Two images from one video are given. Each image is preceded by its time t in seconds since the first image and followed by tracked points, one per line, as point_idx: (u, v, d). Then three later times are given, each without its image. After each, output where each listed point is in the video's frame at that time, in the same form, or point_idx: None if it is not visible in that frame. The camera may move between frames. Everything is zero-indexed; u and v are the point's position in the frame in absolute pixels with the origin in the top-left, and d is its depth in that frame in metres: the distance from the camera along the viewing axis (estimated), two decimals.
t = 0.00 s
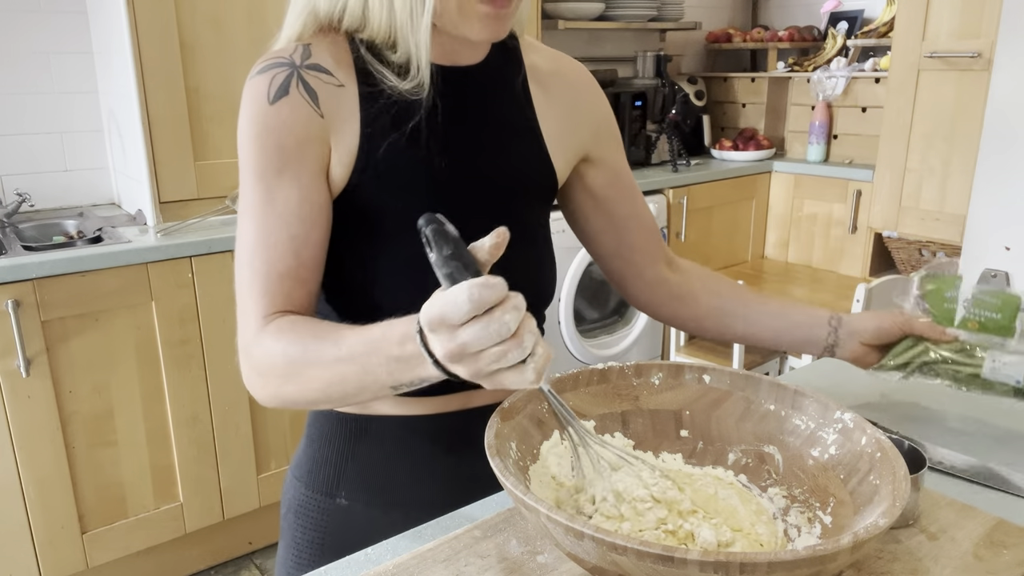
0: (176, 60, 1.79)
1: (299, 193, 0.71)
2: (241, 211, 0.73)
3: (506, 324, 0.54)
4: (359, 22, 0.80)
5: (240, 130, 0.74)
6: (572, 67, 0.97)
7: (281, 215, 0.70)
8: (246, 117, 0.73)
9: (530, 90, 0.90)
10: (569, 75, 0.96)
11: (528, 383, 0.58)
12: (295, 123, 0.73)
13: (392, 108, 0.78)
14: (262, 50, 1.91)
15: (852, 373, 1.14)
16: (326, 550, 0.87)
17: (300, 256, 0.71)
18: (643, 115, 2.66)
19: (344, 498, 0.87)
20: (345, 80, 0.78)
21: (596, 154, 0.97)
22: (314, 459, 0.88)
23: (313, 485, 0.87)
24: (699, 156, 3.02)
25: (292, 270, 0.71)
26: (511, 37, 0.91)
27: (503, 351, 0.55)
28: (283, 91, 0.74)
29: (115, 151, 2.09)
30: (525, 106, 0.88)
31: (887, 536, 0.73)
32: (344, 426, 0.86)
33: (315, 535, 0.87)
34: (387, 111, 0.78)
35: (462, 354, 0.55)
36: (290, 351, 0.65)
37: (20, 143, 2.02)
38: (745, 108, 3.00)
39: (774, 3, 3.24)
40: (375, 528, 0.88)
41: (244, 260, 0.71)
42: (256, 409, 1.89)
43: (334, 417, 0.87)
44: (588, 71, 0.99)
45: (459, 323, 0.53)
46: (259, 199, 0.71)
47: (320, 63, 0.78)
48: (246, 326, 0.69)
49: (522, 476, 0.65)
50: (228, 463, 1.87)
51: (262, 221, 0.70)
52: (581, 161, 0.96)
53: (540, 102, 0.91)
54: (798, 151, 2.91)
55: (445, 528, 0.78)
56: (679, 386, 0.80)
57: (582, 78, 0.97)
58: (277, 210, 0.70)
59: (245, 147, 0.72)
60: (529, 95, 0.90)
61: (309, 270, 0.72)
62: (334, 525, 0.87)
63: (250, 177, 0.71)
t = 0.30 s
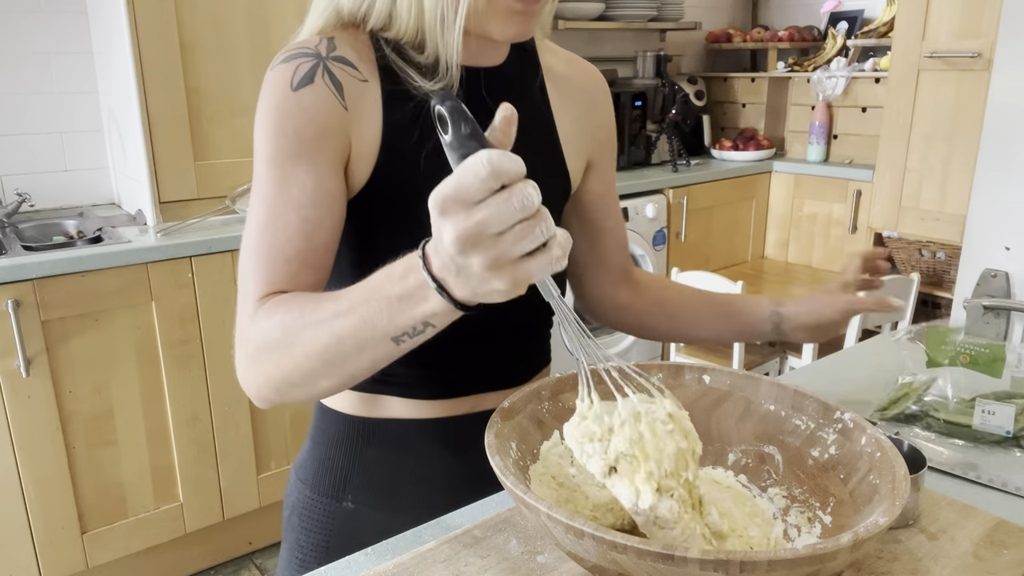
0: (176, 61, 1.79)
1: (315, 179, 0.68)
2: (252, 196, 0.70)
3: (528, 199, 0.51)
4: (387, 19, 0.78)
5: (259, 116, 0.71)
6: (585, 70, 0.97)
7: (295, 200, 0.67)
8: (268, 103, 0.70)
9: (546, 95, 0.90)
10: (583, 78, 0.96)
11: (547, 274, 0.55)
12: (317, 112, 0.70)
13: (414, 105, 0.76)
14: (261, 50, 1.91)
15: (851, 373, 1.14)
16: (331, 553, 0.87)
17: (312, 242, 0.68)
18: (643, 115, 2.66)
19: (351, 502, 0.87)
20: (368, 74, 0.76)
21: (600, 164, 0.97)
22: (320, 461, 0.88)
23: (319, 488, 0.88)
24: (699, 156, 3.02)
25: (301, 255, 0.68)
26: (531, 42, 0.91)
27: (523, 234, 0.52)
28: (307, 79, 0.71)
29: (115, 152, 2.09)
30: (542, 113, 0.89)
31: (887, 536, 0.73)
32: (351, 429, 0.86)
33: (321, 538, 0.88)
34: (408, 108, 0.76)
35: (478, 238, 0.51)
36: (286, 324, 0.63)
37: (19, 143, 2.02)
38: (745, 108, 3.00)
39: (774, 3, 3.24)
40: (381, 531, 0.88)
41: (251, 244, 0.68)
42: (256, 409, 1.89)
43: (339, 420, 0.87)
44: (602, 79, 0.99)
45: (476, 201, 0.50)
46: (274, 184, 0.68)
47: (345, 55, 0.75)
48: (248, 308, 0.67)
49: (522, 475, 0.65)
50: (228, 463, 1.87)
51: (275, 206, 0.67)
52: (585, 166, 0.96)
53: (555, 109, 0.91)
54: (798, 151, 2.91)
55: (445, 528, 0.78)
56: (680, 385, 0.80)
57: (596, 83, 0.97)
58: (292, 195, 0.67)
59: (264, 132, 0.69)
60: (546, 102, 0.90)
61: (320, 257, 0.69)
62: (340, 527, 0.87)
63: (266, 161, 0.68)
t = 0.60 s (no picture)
0: (176, 61, 1.79)
1: (328, 181, 0.67)
2: (264, 197, 0.68)
3: (545, 209, 0.48)
4: (402, 19, 0.78)
5: (271, 114, 0.69)
6: (594, 68, 0.97)
7: (310, 202, 0.66)
8: (281, 101, 0.69)
9: (554, 95, 0.90)
10: (592, 77, 0.96)
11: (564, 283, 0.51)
12: (333, 111, 0.69)
13: (429, 108, 0.77)
14: (261, 50, 1.91)
15: (852, 373, 1.14)
16: (341, 555, 0.87)
17: (325, 245, 0.67)
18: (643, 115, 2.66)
19: (366, 503, 0.87)
20: (383, 73, 0.75)
21: (601, 165, 0.97)
22: (332, 464, 0.88)
23: (330, 491, 0.88)
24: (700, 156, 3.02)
25: (315, 259, 0.66)
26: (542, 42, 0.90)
27: (544, 244, 0.48)
28: (322, 77, 0.70)
29: (115, 151, 2.09)
30: (553, 115, 0.89)
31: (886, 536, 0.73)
32: (365, 430, 0.86)
33: (335, 540, 0.88)
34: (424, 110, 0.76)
35: (497, 255, 0.47)
36: (299, 337, 0.61)
37: (19, 142, 2.02)
38: (745, 108, 3.00)
39: (774, 3, 3.24)
40: (392, 532, 0.88)
41: (263, 246, 0.66)
42: (256, 409, 1.89)
43: (353, 424, 0.87)
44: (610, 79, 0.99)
45: (492, 217, 0.46)
46: (288, 184, 0.66)
47: (359, 53, 0.75)
48: (259, 315, 0.65)
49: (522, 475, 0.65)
50: (228, 463, 1.87)
51: (289, 207, 0.66)
52: (587, 165, 0.96)
53: (563, 110, 0.92)
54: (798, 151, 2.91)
55: (448, 528, 0.78)
56: (680, 384, 0.79)
57: (605, 83, 0.97)
58: (305, 196, 0.66)
59: (277, 130, 0.68)
60: (555, 102, 0.90)
61: (332, 261, 0.68)
62: (351, 530, 0.87)
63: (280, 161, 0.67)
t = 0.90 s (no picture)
0: (176, 60, 1.79)
1: (322, 162, 0.66)
2: (252, 168, 0.65)
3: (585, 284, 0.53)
4: (410, 19, 0.77)
5: (275, 92, 0.68)
6: (599, 66, 0.97)
7: (300, 181, 0.64)
8: (288, 78, 0.68)
9: (561, 96, 0.90)
10: (597, 76, 0.96)
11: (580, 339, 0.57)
12: (337, 95, 0.68)
13: (440, 108, 0.77)
14: (261, 50, 1.91)
15: (853, 373, 1.14)
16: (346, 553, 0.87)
17: (309, 229, 0.65)
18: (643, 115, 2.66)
19: (370, 502, 0.87)
20: (393, 67, 0.75)
21: (606, 161, 0.97)
22: (337, 463, 0.88)
23: (336, 490, 0.87)
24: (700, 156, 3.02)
25: (293, 240, 0.64)
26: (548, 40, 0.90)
27: (578, 312, 0.54)
28: (334, 63, 0.70)
29: (115, 152, 2.09)
30: (558, 117, 0.88)
31: (886, 536, 0.73)
32: (369, 428, 0.86)
33: (338, 538, 0.88)
34: (430, 108, 0.77)
35: (542, 318, 0.52)
36: (268, 332, 0.59)
37: (19, 143, 2.02)
38: (745, 108, 3.00)
39: (774, 3, 3.24)
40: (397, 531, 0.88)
41: (238, 214, 0.63)
42: (256, 409, 1.89)
43: (359, 423, 0.87)
44: (615, 77, 0.99)
45: (542, 282, 0.51)
46: (280, 158, 0.64)
47: (373, 45, 0.74)
48: (224, 291, 0.62)
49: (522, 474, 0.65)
50: (228, 463, 1.87)
51: (277, 183, 0.64)
52: (593, 163, 0.96)
53: (569, 111, 0.92)
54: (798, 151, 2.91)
55: (450, 527, 0.78)
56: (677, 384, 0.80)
57: (610, 81, 0.97)
58: (296, 174, 0.64)
59: (279, 106, 0.66)
60: (562, 104, 0.90)
61: (313, 247, 0.66)
62: (356, 529, 0.87)
63: (277, 134, 0.65)
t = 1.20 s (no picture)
0: (175, 60, 1.79)
1: (332, 167, 0.65)
2: (257, 174, 0.65)
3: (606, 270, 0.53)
4: (414, 18, 0.77)
5: (281, 93, 0.67)
6: (599, 63, 0.97)
7: (310, 186, 0.64)
8: (293, 79, 0.67)
9: (562, 93, 0.90)
10: (597, 74, 0.96)
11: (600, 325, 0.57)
12: (345, 98, 0.68)
13: (444, 107, 0.77)
14: (261, 50, 1.91)
15: (854, 373, 1.14)
16: (349, 553, 0.87)
17: (320, 234, 0.65)
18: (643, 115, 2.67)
19: (375, 504, 0.87)
20: (399, 65, 0.75)
21: (607, 160, 0.97)
22: (340, 466, 0.87)
23: (339, 492, 0.87)
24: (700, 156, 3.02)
25: (305, 247, 0.64)
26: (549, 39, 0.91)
27: (602, 298, 0.54)
28: (340, 64, 0.69)
29: (115, 151, 2.09)
30: (558, 113, 0.88)
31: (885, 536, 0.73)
32: (374, 431, 0.86)
33: (342, 540, 0.88)
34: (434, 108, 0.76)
35: (574, 307, 0.52)
36: (293, 336, 0.59)
37: (19, 143, 2.02)
38: (745, 108, 3.00)
39: (774, 3, 3.24)
40: (400, 530, 0.89)
41: (247, 224, 0.63)
42: (256, 409, 1.89)
43: (362, 425, 0.86)
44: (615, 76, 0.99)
45: (569, 273, 0.51)
46: (289, 164, 0.64)
47: (379, 44, 0.74)
48: (237, 303, 0.62)
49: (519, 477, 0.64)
50: (228, 462, 1.87)
51: (289, 188, 0.63)
52: (595, 160, 0.96)
53: (570, 108, 0.92)
54: (798, 151, 2.91)
55: (447, 528, 0.78)
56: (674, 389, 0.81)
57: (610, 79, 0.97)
58: (306, 179, 0.64)
59: (285, 110, 0.66)
60: (562, 100, 0.90)
61: (322, 253, 0.65)
62: (359, 530, 0.88)
63: (286, 139, 0.64)
